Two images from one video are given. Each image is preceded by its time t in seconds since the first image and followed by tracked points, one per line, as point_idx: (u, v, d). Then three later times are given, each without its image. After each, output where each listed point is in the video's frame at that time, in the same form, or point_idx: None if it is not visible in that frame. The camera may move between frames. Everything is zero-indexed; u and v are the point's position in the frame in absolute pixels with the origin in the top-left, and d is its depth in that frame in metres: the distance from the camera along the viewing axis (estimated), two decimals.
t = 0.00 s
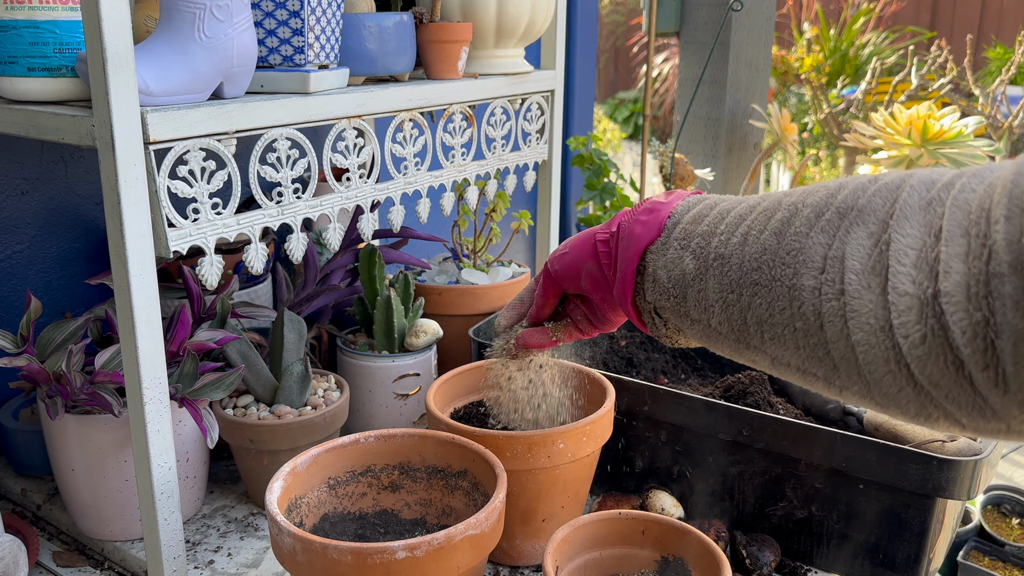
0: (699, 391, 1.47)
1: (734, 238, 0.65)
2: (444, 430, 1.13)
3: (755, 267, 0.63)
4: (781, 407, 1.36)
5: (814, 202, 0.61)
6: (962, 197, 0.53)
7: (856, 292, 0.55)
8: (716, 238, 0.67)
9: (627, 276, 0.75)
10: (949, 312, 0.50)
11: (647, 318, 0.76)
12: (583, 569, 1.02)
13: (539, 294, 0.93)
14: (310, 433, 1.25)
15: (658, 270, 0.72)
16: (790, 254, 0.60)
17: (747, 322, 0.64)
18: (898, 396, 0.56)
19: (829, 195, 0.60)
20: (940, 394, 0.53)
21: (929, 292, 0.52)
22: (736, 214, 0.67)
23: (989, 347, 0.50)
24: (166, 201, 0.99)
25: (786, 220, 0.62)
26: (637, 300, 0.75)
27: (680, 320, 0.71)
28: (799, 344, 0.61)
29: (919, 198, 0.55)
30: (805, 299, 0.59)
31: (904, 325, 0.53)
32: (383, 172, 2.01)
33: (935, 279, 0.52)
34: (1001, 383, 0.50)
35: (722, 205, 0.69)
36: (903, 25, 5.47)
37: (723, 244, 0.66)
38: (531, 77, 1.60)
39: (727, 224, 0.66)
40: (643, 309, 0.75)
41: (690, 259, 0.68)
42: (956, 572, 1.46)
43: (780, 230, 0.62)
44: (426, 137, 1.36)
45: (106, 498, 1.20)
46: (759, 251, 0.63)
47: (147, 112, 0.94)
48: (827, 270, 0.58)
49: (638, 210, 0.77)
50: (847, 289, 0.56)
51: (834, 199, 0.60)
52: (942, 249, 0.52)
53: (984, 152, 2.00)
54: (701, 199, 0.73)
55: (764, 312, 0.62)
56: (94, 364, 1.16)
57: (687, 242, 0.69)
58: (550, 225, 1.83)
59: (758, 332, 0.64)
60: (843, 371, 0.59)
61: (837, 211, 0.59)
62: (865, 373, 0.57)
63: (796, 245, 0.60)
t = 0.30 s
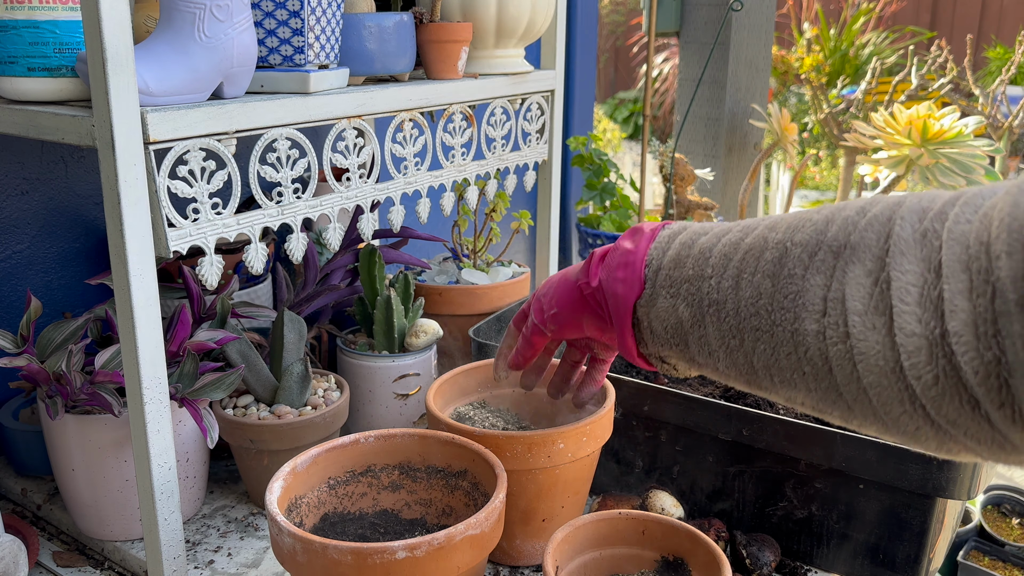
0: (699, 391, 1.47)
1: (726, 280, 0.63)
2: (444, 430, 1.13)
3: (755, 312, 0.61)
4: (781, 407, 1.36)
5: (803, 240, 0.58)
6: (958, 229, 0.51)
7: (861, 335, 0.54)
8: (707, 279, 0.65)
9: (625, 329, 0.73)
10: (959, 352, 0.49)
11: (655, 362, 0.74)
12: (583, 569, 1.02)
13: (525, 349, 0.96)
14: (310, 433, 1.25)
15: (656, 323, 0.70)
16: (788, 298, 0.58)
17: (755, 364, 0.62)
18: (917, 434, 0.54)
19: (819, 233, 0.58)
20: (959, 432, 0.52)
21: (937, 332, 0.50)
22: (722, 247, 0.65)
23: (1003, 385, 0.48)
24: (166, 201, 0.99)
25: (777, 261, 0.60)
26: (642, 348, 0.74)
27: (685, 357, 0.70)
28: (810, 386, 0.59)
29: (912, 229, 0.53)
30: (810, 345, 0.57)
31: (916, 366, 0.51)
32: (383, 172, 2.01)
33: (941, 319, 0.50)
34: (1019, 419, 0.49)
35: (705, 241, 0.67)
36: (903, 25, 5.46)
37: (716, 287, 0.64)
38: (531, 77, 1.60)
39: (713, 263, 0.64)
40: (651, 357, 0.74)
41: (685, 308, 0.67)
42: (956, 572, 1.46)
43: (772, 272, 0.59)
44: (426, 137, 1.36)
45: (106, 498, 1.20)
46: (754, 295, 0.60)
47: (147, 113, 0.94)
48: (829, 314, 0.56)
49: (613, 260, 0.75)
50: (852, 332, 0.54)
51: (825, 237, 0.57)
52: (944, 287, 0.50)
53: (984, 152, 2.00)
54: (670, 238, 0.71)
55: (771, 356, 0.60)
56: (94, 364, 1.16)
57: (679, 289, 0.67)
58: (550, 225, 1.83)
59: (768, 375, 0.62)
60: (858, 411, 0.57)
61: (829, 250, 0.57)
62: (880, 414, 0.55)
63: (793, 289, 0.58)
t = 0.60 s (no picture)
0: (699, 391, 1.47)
1: (721, 347, 0.66)
2: (450, 430, 1.13)
3: (754, 379, 0.64)
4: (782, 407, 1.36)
5: (789, 307, 0.62)
6: (936, 288, 0.54)
7: (862, 399, 0.57)
8: (699, 346, 0.68)
9: (622, 399, 0.78)
10: (954, 411, 0.52)
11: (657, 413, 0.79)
12: (583, 568, 1.02)
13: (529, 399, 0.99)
14: (310, 433, 1.25)
15: (652, 392, 0.74)
16: (785, 366, 0.62)
17: (759, 425, 0.65)
18: (926, 483, 0.57)
19: (804, 299, 0.61)
20: (965, 482, 0.55)
21: (932, 394, 0.54)
22: (708, 306, 0.68)
23: (999, 440, 0.52)
24: (166, 201, 0.99)
25: (768, 329, 0.63)
26: (641, 407, 0.78)
27: (686, 410, 0.73)
28: (817, 447, 0.62)
29: (893, 289, 0.57)
30: (813, 410, 0.60)
31: (917, 425, 0.55)
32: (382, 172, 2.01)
33: (935, 381, 0.53)
34: (1017, 470, 0.52)
35: (685, 302, 0.70)
36: (903, 25, 5.41)
37: (712, 353, 0.67)
38: (531, 77, 1.60)
39: (704, 327, 0.67)
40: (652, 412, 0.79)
41: (678, 375, 0.70)
42: (956, 572, 1.46)
43: (765, 341, 0.63)
44: (426, 137, 1.36)
45: (106, 498, 1.20)
46: (752, 362, 0.64)
47: (147, 113, 0.94)
48: (826, 380, 0.59)
49: (592, 335, 0.78)
50: (853, 396, 0.57)
51: (810, 303, 0.61)
52: (931, 348, 0.53)
53: (983, 152, 2.00)
54: (642, 304, 0.74)
55: (774, 421, 0.64)
56: (94, 364, 1.16)
57: (672, 355, 0.70)
58: (550, 226, 1.83)
59: (774, 434, 0.65)
60: (867, 467, 0.60)
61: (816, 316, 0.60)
62: (889, 469, 0.58)
63: (788, 356, 0.61)
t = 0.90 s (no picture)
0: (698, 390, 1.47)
1: (793, 323, 0.65)
2: (449, 430, 1.13)
3: (829, 357, 0.63)
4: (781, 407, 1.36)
5: (874, 284, 0.60)
6: None
7: (945, 381, 0.56)
8: (766, 321, 0.67)
9: (667, 368, 0.75)
10: None
11: (697, 391, 0.77)
12: (583, 568, 1.02)
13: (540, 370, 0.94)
14: (311, 433, 1.25)
15: (705, 363, 0.73)
16: (865, 344, 0.60)
17: (825, 406, 0.65)
18: (1003, 474, 0.56)
19: (891, 276, 0.60)
20: None
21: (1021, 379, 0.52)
22: (784, 283, 0.67)
23: None
24: (167, 201, 0.99)
25: (849, 307, 0.61)
26: (684, 380, 0.76)
27: (736, 386, 0.72)
28: (888, 429, 0.61)
29: (988, 270, 0.55)
30: (892, 389, 0.59)
31: (1001, 411, 0.53)
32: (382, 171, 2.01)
33: None
34: None
35: (756, 274, 0.69)
36: (903, 25, 5.42)
37: (779, 330, 0.66)
38: (531, 77, 1.60)
39: (774, 300, 0.67)
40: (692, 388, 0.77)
41: (740, 349, 0.69)
42: (956, 572, 1.46)
43: (845, 317, 0.62)
44: (426, 137, 1.36)
45: (106, 498, 1.20)
46: (827, 339, 0.63)
47: (148, 113, 0.94)
48: (910, 359, 0.58)
49: (643, 299, 0.76)
50: (936, 378, 0.56)
51: (897, 281, 0.59)
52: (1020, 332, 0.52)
53: (983, 152, 2.00)
54: (706, 273, 0.73)
55: (844, 400, 0.63)
56: (94, 364, 1.16)
57: (731, 328, 0.70)
58: (550, 225, 1.83)
59: (840, 417, 0.64)
60: (941, 452, 0.59)
61: (903, 294, 0.59)
62: (963, 456, 0.57)
63: (870, 334, 0.60)
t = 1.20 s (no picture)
0: (698, 391, 1.47)
1: (867, 300, 0.63)
2: (449, 430, 1.14)
3: (905, 340, 0.61)
4: (781, 407, 1.36)
5: (966, 266, 0.58)
6: None
7: None
8: (835, 295, 0.64)
9: (709, 337, 0.73)
10: None
11: (734, 364, 0.76)
12: (583, 569, 1.02)
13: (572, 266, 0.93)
14: (311, 433, 1.25)
15: (754, 335, 0.71)
16: (950, 328, 0.59)
17: (890, 391, 0.63)
18: None
19: (985, 258, 0.58)
20: None
21: None
22: (860, 258, 0.64)
23: None
24: (166, 201, 0.99)
25: (936, 287, 0.59)
26: (724, 353, 0.75)
27: (783, 361, 0.70)
28: (960, 422, 0.60)
29: None
30: (976, 379, 0.58)
31: None
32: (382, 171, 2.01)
33: None
34: None
35: (826, 246, 0.66)
36: (903, 25, 5.42)
37: (849, 306, 0.63)
38: (531, 77, 1.60)
39: (846, 274, 0.64)
40: (730, 359, 0.75)
41: (798, 324, 0.67)
42: (956, 572, 1.46)
43: (930, 298, 0.60)
44: (426, 137, 1.36)
45: (106, 498, 1.20)
46: (906, 320, 0.61)
47: (147, 112, 0.94)
48: (1001, 348, 0.56)
49: (695, 257, 0.74)
50: None
51: (993, 262, 0.57)
52: None
53: (983, 151, 2.00)
54: (768, 240, 0.71)
55: (915, 386, 0.61)
56: (94, 365, 1.16)
57: (791, 300, 0.67)
58: (550, 225, 1.83)
59: (903, 406, 0.63)
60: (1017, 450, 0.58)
61: (999, 278, 0.57)
62: None
63: (957, 319, 0.58)
